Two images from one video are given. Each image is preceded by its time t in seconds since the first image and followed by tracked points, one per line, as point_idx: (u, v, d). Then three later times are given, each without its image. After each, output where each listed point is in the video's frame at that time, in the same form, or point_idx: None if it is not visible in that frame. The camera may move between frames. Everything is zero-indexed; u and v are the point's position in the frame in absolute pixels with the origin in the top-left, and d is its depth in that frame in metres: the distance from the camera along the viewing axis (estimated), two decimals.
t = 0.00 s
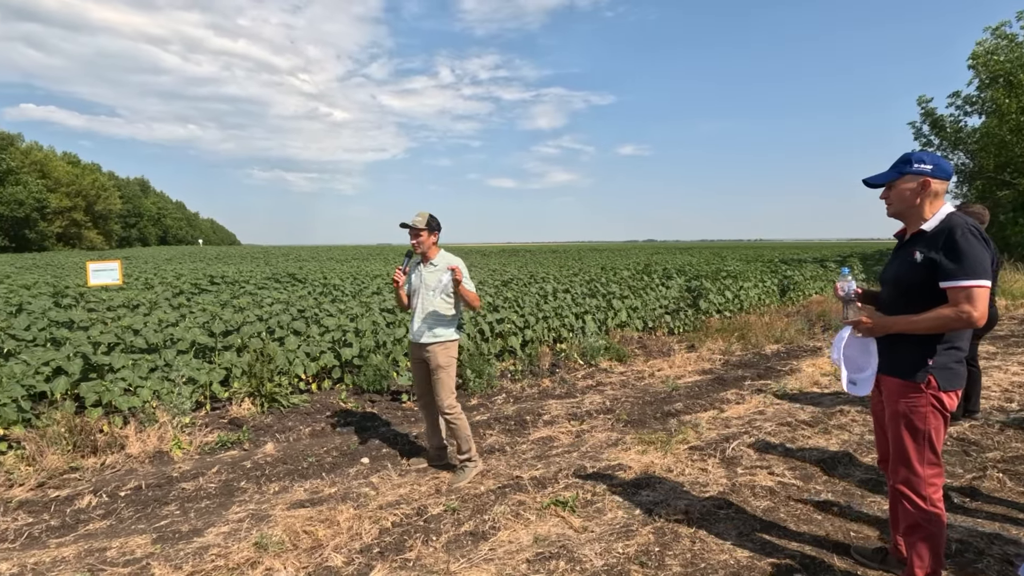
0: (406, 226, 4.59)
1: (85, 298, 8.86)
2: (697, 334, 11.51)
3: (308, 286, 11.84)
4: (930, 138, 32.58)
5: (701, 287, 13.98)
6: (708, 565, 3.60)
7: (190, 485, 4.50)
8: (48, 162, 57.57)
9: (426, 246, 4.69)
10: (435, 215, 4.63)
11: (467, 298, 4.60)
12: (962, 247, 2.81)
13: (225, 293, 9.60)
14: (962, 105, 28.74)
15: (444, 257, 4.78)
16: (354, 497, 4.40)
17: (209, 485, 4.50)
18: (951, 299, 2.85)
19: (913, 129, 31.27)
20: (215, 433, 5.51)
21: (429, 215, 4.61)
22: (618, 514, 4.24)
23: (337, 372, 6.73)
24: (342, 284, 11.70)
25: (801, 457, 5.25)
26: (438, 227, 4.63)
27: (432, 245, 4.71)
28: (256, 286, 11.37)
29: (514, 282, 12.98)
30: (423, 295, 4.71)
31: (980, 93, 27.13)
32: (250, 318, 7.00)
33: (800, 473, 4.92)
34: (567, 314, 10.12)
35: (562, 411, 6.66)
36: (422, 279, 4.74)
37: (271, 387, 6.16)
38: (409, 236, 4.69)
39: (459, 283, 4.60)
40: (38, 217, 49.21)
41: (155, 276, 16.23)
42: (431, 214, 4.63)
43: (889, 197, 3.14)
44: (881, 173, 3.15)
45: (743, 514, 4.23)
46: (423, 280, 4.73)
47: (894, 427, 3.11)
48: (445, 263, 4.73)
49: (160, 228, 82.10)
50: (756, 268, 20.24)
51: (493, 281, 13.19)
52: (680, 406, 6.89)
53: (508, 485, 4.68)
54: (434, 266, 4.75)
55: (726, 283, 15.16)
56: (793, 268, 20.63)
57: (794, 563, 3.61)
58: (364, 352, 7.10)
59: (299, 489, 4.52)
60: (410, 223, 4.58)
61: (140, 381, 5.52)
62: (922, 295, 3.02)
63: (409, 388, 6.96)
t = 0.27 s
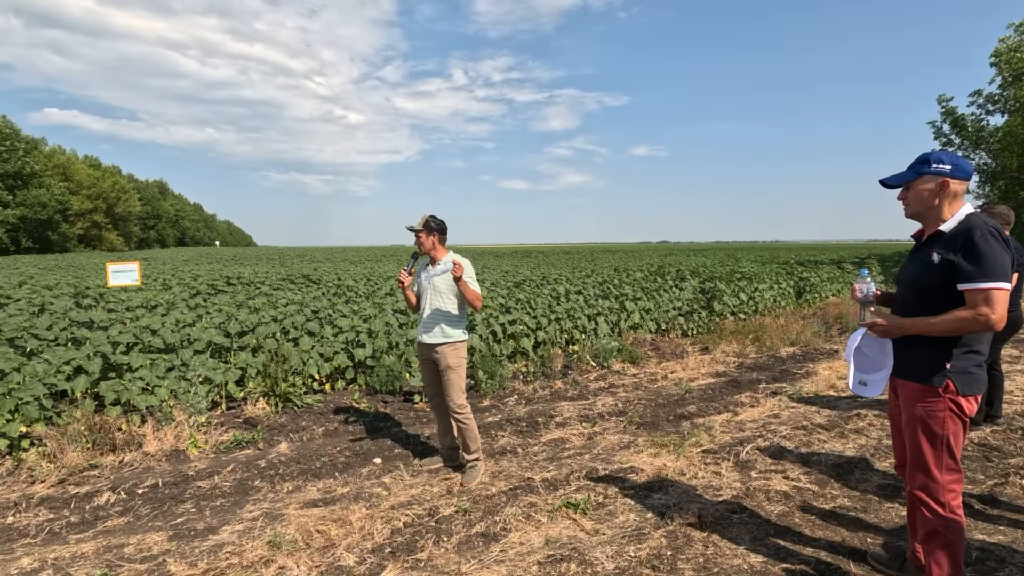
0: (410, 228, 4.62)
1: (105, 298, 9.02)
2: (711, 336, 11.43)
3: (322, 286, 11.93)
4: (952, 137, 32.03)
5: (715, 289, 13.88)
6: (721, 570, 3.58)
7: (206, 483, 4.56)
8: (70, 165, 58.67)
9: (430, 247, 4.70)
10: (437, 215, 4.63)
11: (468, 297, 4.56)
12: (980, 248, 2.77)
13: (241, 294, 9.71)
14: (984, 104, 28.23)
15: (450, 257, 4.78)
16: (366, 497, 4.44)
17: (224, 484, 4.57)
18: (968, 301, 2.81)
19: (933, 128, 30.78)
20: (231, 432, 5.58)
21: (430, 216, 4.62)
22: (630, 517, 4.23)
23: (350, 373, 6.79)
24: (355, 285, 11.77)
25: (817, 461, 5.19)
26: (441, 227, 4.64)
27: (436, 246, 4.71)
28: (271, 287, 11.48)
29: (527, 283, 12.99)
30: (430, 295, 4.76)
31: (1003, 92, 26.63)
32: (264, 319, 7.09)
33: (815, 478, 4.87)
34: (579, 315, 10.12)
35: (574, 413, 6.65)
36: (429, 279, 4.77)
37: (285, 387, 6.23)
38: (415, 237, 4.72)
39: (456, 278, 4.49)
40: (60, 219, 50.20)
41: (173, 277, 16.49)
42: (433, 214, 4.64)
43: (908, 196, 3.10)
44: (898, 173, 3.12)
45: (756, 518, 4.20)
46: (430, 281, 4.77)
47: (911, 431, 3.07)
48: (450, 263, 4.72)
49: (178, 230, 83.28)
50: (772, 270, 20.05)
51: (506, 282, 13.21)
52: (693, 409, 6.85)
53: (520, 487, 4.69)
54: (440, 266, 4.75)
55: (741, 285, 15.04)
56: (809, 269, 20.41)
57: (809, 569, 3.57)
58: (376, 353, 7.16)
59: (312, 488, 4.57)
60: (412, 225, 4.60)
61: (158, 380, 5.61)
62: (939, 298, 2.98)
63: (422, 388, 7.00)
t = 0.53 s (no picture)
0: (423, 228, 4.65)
1: (123, 298, 9.16)
2: (724, 337, 11.36)
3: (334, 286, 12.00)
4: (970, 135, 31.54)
5: (727, 289, 13.79)
6: (734, 572, 3.56)
7: (221, 480, 4.61)
8: (88, 166, 59.56)
9: (441, 247, 4.67)
10: (448, 216, 4.59)
11: (462, 304, 4.53)
12: (1001, 249, 2.73)
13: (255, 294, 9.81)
14: (1004, 101, 27.75)
15: (461, 257, 4.72)
16: (379, 495, 4.47)
17: (239, 481, 4.62)
18: (987, 302, 2.77)
19: (951, 126, 30.32)
20: (245, 430, 5.64)
21: (441, 216, 4.60)
22: (642, 518, 4.22)
23: (362, 372, 6.84)
24: (367, 285, 11.83)
25: (832, 464, 5.15)
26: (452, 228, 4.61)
27: (448, 246, 4.68)
28: (285, 286, 11.58)
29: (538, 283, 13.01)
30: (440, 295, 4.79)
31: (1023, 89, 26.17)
32: (278, 318, 7.15)
33: (830, 480, 4.83)
34: (591, 315, 10.11)
35: (586, 414, 6.64)
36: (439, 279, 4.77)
37: (299, 385, 6.29)
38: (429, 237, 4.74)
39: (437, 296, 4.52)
40: (78, 220, 50.99)
41: (188, 276, 16.68)
42: (446, 214, 4.63)
43: (924, 196, 3.07)
44: (915, 172, 3.08)
45: (770, 520, 4.17)
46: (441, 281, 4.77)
47: (927, 433, 3.04)
48: (459, 263, 4.68)
49: (193, 230, 84.22)
50: (786, 270, 19.88)
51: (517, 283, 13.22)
52: (705, 410, 6.81)
53: (531, 487, 4.70)
54: (451, 266, 4.72)
55: (754, 286, 14.93)
56: (824, 270, 20.20)
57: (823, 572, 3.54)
58: (389, 352, 7.20)
59: (325, 486, 4.61)
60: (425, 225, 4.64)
61: (174, 378, 5.68)
62: (957, 298, 2.95)
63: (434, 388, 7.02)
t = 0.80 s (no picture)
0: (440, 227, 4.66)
1: (138, 297, 9.27)
2: (735, 337, 11.29)
3: (346, 286, 12.07)
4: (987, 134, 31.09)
5: (739, 289, 13.70)
6: (746, 573, 3.54)
7: (235, 477, 4.66)
8: (103, 167, 60.32)
9: (457, 247, 4.65)
10: (466, 215, 4.57)
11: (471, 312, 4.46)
12: (1017, 248, 2.69)
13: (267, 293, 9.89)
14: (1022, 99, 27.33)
15: (476, 258, 4.67)
16: (390, 493, 4.49)
17: (252, 478, 4.66)
18: (1004, 303, 2.73)
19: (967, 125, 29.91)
20: (258, 427, 5.69)
21: (459, 215, 4.58)
22: (653, 518, 4.20)
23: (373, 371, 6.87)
24: (378, 285, 11.89)
25: (845, 465, 5.10)
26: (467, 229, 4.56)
27: (464, 246, 4.65)
28: (297, 286, 11.67)
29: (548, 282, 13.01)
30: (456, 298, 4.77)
31: None
32: (291, 317, 7.22)
33: (843, 482, 4.79)
34: (601, 315, 10.09)
35: (596, 413, 6.63)
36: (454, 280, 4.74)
37: (311, 383, 6.33)
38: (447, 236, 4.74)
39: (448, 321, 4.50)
40: (94, 220, 51.68)
41: (201, 275, 16.87)
42: (462, 214, 4.58)
43: (940, 195, 3.03)
44: (930, 171, 3.05)
45: (783, 522, 4.14)
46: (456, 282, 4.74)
47: (942, 436, 3.00)
48: (474, 266, 4.62)
49: (206, 230, 85.01)
50: (798, 270, 19.72)
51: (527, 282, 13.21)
52: (717, 410, 6.78)
53: (542, 486, 4.70)
54: (465, 268, 4.68)
55: (766, 285, 14.82)
56: (837, 269, 20.02)
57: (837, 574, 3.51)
58: (399, 351, 7.23)
59: (337, 484, 4.63)
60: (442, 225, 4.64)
61: (189, 376, 5.75)
62: (971, 298, 2.91)
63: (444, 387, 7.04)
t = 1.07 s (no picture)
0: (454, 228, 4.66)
1: (152, 296, 9.37)
2: (747, 338, 11.21)
3: (357, 285, 12.13)
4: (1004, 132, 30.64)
5: (750, 289, 13.62)
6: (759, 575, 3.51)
7: (248, 475, 4.69)
8: (118, 167, 61.03)
9: (473, 247, 4.66)
10: (481, 214, 4.58)
11: (503, 314, 4.47)
12: None
13: (279, 292, 9.96)
14: None
15: (492, 258, 4.66)
16: (400, 492, 4.50)
17: (265, 475, 4.69)
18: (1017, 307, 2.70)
19: (984, 123, 29.49)
20: (270, 425, 5.73)
21: (474, 215, 4.59)
22: (664, 519, 4.19)
23: (384, 370, 6.90)
24: (389, 284, 11.94)
25: (859, 468, 5.05)
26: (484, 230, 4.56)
27: (480, 246, 4.66)
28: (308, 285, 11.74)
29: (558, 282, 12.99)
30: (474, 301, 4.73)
31: None
32: (302, 316, 7.27)
33: (857, 484, 4.74)
34: (611, 315, 10.08)
35: (606, 413, 6.62)
36: (470, 282, 4.71)
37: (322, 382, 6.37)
38: (461, 236, 4.73)
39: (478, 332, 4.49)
40: (109, 220, 52.37)
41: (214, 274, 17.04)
42: (478, 214, 4.58)
43: (955, 195, 3.00)
44: (944, 170, 3.02)
45: (796, 524, 4.11)
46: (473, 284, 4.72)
47: (960, 439, 2.97)
48: (490, 267, 4.60)
49: (218, 229, 85.68)
50: (811, 270, 19.56)
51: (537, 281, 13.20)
52: (728, 411, 6.74)
53: (552, 486, 4.69)
54: (482, 269, 4.67)
55: (778, 285, 14.71)
56: (850, 269, 19.83)
57: None
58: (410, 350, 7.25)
59: (348, 482, 4.66)
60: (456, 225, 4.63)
61: (202, 374, 5.80)
62: (987, 298, 2.88)
63: (454, 386, 7.05)
